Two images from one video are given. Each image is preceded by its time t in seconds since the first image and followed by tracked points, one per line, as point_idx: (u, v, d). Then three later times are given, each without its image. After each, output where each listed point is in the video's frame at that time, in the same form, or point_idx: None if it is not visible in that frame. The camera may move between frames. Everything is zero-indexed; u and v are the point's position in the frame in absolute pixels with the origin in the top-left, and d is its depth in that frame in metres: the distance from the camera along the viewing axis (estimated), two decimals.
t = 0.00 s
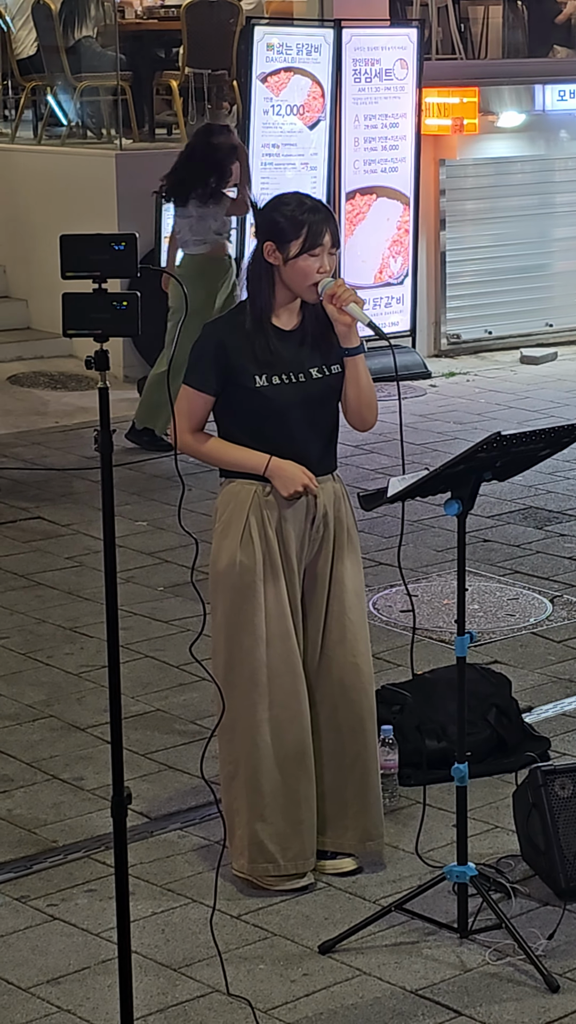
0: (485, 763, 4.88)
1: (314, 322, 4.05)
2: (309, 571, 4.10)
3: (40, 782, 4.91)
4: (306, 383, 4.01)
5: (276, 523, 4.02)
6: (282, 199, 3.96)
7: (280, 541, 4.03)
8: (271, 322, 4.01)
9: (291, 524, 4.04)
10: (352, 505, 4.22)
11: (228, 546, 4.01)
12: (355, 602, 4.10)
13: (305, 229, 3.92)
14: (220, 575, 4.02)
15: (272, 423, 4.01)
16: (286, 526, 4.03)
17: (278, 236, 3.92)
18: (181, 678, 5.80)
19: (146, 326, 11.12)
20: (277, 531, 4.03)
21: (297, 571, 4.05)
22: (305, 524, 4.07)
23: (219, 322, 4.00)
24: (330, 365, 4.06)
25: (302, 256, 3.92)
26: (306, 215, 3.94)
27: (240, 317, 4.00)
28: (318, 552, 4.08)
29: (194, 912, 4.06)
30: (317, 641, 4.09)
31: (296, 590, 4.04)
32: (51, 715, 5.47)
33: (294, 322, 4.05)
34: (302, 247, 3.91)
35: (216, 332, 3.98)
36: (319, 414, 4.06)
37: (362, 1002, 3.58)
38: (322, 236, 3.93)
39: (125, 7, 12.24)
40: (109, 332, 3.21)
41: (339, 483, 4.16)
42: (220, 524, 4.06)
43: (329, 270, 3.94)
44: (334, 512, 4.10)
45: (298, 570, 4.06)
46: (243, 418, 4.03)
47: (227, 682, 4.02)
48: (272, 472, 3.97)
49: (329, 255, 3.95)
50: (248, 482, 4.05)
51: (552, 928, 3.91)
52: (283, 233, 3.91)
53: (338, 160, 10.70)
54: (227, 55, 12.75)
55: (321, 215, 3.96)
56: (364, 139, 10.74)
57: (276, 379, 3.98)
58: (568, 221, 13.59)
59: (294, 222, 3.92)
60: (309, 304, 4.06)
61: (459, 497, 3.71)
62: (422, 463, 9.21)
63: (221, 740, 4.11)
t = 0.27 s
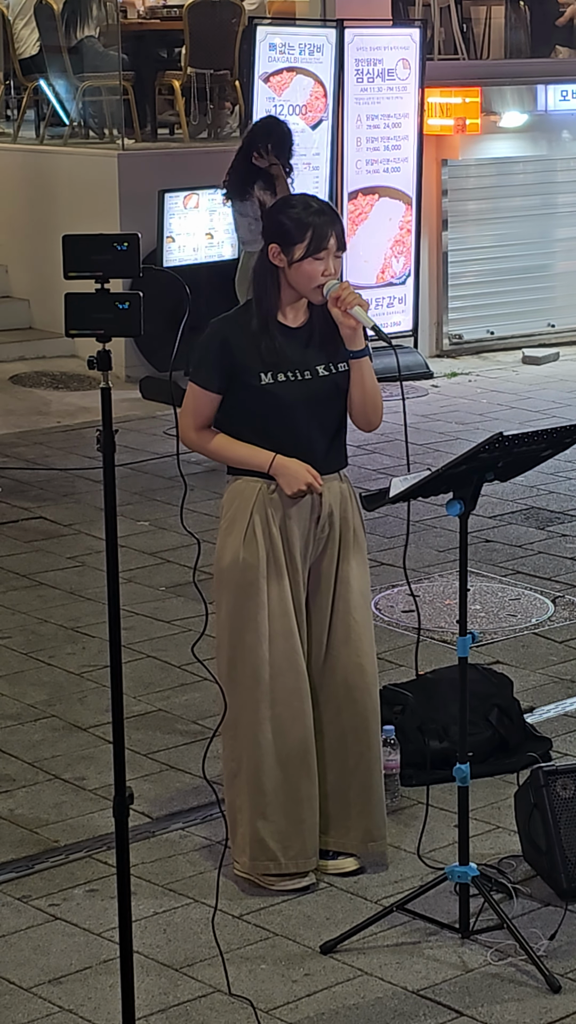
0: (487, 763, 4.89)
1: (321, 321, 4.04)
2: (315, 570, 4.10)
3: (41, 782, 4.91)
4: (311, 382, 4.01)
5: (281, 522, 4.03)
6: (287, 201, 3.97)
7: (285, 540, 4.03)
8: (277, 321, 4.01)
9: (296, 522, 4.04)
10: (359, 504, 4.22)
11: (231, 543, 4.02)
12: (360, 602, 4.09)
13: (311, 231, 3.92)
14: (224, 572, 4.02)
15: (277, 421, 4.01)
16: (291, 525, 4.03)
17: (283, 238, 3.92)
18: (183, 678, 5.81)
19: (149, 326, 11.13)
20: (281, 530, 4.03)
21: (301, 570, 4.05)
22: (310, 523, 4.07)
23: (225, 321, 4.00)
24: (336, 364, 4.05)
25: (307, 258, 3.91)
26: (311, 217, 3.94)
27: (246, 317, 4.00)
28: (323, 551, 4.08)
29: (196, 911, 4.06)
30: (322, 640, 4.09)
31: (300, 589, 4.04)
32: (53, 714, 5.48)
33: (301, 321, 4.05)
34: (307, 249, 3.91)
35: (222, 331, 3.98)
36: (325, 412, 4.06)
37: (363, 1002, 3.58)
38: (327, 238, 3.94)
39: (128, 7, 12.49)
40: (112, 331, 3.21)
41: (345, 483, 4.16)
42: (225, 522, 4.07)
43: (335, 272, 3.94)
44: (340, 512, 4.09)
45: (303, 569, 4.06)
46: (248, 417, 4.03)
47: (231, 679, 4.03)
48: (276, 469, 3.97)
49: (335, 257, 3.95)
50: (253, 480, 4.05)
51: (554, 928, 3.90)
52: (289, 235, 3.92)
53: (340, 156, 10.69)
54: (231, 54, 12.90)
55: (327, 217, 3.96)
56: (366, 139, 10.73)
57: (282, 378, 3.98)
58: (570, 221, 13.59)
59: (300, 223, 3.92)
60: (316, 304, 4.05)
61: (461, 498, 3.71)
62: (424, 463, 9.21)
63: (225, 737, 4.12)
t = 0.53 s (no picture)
0: (487, 765, 4.89)
1: (325, 325, 4.05)
2: (317, 571, 4.10)
3: (41, 782, 4.92)
4: (315, 384, 4.01)
5: (283, 522, 4.03)
6: (293, 204, 3.96)
7: (287, 540, 4.03)
8: (281, 323, 4.01)
9: (298, 523, 4.04)
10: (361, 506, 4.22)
11: (233, 543, 4.02)
12: (362, 604, 4.09)
13: (315, 235, 3.91)
14: (225, 571, 4.03)
15: (279, 422, 4.01)
16: (293, 525, 4.03)
17: (288, 241, 3.92)
18: (183, 679, 5.81)
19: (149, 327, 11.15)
20: (284, 531, 4.03)
21: (303, 570, 4.05)
22: (313, 524, 4.07)
23: (229, 322, 4.00)
24: (339, 366, 4.05)
25: (310, 262, 3.91)
26: (317, 221, 3.93)
27: (250, 318, 4.01)
28: (325, 552, 4.08)
29: (196, 912, 4.06)
30: (324, 641, 4.09)
31: (301, 589, 4.05)
32: (53, 715, 5.48)
33: (304, 323, 4.05)
34: (311, 253, 3.91)
35: (226, 332, 3.98)
36: (330, 413, 4.06)
37: (363, 1003, 3.58)
38: (332, 242, 3.93)
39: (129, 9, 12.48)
40: (113, 332, 3.21)
41: (348, 485, 4.16)
42: (227, 521, 4.08)
43: (338, 276, 3.95)
44: (343, 513, 4.10)
45: (304, 570, 4.06)
46: (252, 418, 4.03)
47: (231, 679, 4.03)
48: (278, 469, 3.97)
49: (338, 262, 3.95)
50: (256, 480, 4.05)
51: (554, 929, 3.91)
52: (294, 238, 3.92)
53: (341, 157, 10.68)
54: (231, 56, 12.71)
55: (332, 222, 3.96)
56: (367, 140, 10.77)
57: (285, 379, 3.98)
58: (571, 223, 13.59)
59: (305, 227, 3.92)
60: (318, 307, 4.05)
61: (461, 499, 3.71)
62: (425, 464, 9.21)
63: (225, 736, 4.12)
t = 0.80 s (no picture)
0: (483, 763, 4.89)
1: (321, 325, 4.04)
2: (314, 570, 4.10)
3: (38, 780, 4.91)
4: (311, 383, 4.01)
5: (280, 521, 4.03)
6: (293, 203, 3.96)
7: (284, 539, 4.03)
8: (278, 322, 4.01)
9: (296, 522, 4.04)
10: (358, 504, 4.22)
11: (231, 541, 4.02)
12: (360, 602, 4.09)
13: (315, 236, 3.91)
14: (223, 570, 4.02)
15: (276, 422, 4.01)
16: (291, 524, 4.03)
17: (287, 241, 3.92)
18: (180, 676, 5.81)
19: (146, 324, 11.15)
20: (281, 529, 4.03)
21: (300, 569, 4.05)
22: (310, 522, 4.07)
23: (226, 320, 4.00)
24: (336, 365, 4.05)
25: (309, 262, 3.91)
26: (317, 221, 3.93)
27: (247, 316, 4.00)
28: (322, 550, 4.08)
29: (193, 910, 4.06)
30: (321, 639, 4.09)
31: (299, 587, 4.05)
32: (50, 713, 5.47)
33: (301, 322, 4.04)
34: (310, 254, 3.91)
35: (223, 330, 3.98)
36: (327, 410, 4.06)
37: (360, 1001, 3.58)
38: (330, 243, 3.93)
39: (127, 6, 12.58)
40: (110, 330, 3.21)
41: (345, 483, 4.15)
42: (225, 520, 4.07)
43: (335, 277, 3.95)
44: (340, 512, 4.10)
45: (302, 569, 4.06)
46: (249, 416, 4.03)
47: (229, 677, 4.03)
48: (275, 468, 3.97)
49: (336, 263, 3.95)
50: (253, 478, 4.05)
51: (550, 928, 3.91)
52: (293, 238, 3.91)
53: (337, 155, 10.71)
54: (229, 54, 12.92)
55: (332, 222, 3.95)
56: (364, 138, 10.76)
57: (282, 378, 3.98)
58: (569, 221, 13.59)
59: (305, 227, 3.91)
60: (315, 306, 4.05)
61: (459, 497, 3.71)
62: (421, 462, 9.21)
63: (223, 735, 4.12)
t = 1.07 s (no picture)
0: (476, 757, 4.89)
1: (312, 317, 4.05)
2: (306, 564, 4.10)
3: (31, 774, 4.91)
4: (302, 377, 4.01)
5: (272, 515, 4.02)
6: (283, 195, 3.94)
7: (276, 533, 4.02)
8: (269, 316, 4.00)
9: (287, 515, 4.03)
10: (350, 498, 4.21)
11: (223, 535, 4.02)
12: (352, 596, 4.09)
13: (305, 227, 3.91)
14: (215, 564, 4.02)
15: (269, 415, 4.01)
16: (283, 518, 4.03)
17: (278, 233, 3.91)
18: (172, 670, 5.81)
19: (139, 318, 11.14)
20: (273, 523, 4.02)
21: (293, 563, 4.05)
22: (302, 516, 4.06)
23: (217, 314, 3.99)
24: (327, 358, 4.04)
25: (299, 254, 3.91)
26: (306, 213, 3.92)
27: (238, 310, 3.99)
28: (314, 544, 4.08)
29: (185, 904, 4.06)
30: (314, 633, 4.09)
31: (291, 581, 4.04)
32: (43, 706, 5.47)
33: (292, 315, 4.04)
34: (300, 245, 3.91)
35: (214, 324, 3.97)
36: (318, 404, 4.05)
37: (352, 995, 3.58)
38: (320, 234, 3.93)
39: None
40: (103, 322, 3.20)
41: (337, 477, 4.15)
42: (217, 514, 4.07)
43: (326, 268, 3.94)
44: (332, 505, 4.09)
45: (294, 563, 4.06)
46: (240, 410, 4.03)
47: (222, 672, 4.03)
48: (267, 463, 3.97)
49: (326, 254, 3.95)
50: (245, 472, 4.05)
51: (543, 921, 3.91)
52: (283, 230, 3.91)
53: (331, 149, 10.63)
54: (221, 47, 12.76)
55: (322, 214, 3.94)
56: (357, 132, 10.72)
57: (273, 371, 3.97)
58: (562, 216, 13.59)
59: (295, 219, 3.91)
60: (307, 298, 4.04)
61: (452, 491, 3.70)
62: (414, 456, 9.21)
63: (215, 729, 4.12)
